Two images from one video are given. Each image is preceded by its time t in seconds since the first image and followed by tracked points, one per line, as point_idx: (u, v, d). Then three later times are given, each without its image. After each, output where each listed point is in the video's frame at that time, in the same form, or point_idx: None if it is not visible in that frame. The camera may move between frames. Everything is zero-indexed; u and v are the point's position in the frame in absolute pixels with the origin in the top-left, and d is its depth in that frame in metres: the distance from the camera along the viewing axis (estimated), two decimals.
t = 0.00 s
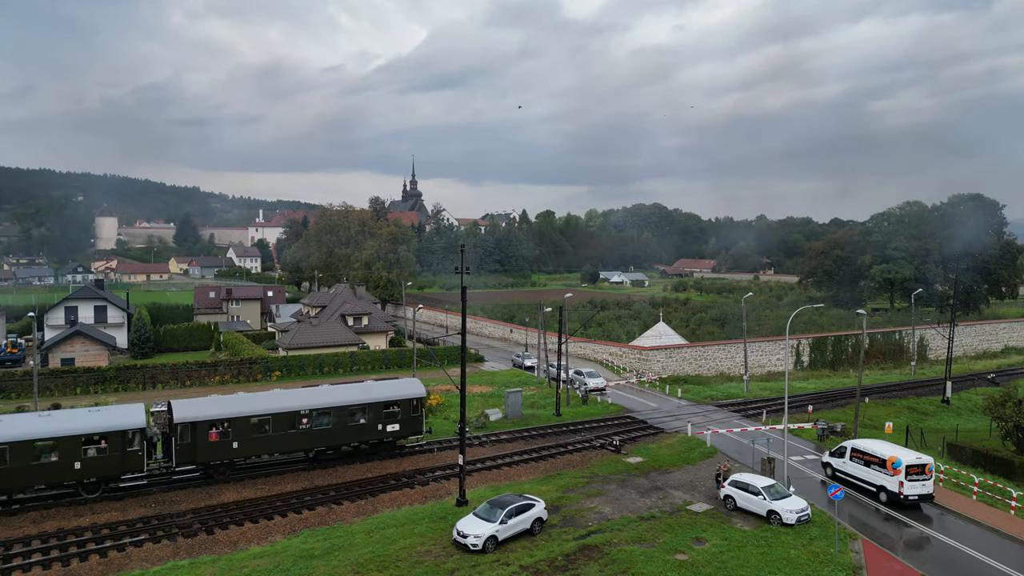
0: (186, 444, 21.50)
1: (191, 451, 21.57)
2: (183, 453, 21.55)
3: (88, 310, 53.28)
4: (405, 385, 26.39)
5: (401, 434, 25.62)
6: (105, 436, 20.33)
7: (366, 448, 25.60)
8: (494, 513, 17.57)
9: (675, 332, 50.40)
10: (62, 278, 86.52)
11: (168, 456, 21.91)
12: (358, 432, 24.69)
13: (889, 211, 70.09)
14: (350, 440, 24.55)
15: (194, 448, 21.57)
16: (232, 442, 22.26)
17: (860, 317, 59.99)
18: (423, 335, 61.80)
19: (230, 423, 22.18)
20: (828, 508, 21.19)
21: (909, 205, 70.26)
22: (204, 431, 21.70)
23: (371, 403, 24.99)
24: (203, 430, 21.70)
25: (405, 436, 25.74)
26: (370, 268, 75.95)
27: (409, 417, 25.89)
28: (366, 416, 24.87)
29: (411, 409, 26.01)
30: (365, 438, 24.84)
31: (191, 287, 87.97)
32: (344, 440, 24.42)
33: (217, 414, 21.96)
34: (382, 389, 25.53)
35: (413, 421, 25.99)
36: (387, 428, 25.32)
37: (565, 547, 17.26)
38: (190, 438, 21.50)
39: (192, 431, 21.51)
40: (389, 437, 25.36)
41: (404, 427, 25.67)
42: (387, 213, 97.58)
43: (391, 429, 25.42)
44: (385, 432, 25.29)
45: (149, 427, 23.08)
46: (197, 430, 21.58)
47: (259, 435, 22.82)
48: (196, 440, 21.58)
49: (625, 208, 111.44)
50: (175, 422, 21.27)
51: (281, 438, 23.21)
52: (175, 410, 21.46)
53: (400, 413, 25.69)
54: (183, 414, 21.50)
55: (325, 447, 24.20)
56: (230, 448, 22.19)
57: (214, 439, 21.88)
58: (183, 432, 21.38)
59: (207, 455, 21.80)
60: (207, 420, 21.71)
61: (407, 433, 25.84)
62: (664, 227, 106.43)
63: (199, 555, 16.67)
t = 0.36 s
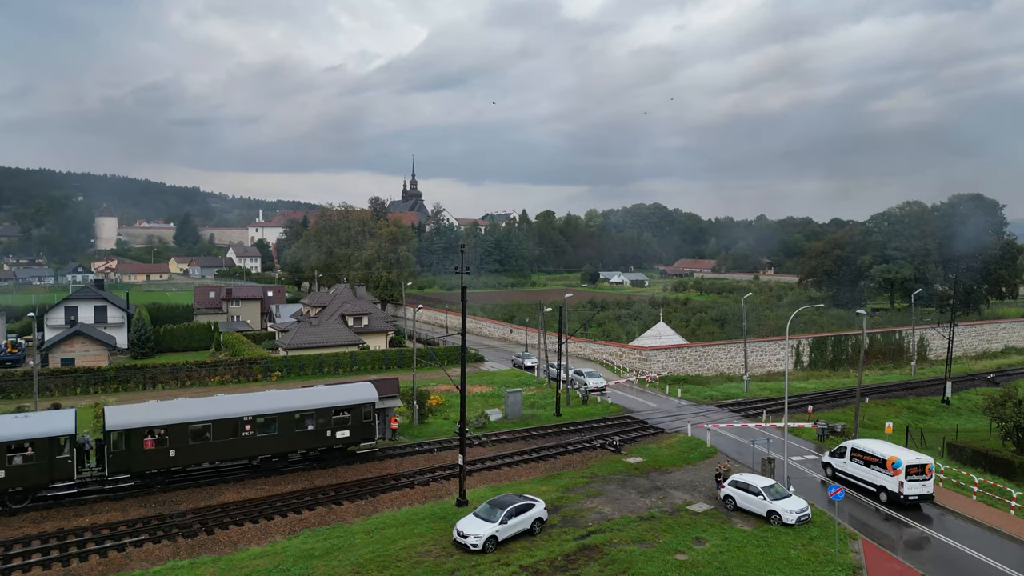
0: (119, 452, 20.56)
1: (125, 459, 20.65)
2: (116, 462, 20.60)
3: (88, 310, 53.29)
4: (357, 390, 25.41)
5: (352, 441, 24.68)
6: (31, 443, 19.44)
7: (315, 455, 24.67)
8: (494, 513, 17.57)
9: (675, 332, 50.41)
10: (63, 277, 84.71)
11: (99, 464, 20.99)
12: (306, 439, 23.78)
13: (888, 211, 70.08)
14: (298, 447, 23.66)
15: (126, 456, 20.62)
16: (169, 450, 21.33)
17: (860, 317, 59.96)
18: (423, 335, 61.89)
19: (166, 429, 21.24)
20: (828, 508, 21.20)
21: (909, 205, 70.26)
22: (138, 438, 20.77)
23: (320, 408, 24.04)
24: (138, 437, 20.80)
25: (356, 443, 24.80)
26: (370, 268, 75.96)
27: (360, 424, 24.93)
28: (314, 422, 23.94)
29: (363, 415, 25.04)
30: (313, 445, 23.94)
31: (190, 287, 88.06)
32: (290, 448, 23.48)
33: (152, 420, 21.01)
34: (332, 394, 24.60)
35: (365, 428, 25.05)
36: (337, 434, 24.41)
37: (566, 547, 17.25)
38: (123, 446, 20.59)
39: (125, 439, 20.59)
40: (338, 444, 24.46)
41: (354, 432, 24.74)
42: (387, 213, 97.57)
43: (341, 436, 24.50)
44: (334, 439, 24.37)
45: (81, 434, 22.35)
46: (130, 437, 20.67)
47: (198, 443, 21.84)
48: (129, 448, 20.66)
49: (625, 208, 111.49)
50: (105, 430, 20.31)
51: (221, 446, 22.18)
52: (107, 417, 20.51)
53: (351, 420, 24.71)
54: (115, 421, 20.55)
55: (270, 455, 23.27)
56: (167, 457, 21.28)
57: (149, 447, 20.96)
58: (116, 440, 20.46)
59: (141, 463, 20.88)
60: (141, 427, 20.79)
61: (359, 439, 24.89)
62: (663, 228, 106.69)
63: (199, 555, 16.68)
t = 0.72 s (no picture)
0: (47, 461, 19.50)
1: (53, 468, 19.58)
2: (44, 471, 19.55)
3: (88, 310, 53.30)
4: (307, 396, 24.39)
5: (300, 448, 23.67)
6: None
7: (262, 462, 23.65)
8: (494, 513, 17.57)
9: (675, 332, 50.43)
10: (62, 278, 83.79)
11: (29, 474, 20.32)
12: (250, 447, 22.74)
13: (889, 211, 69.96)
14: (241, 455, 22.62)
15: (54, 465, 19.56)
16: (101, 459, 20.25)
17: (860, 317, 59.94)
18: (423, 335, 61.99)
19: (98, 438, 20.18)
20: (828, 508, 21.20)
21: (909, 205, 70.17)
22: (69, 446, 19.72)
23: (264, 414, 23.00)
24: (68, 446, 19.73)
25: (304, 450, 23.78)
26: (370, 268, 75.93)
27: (309, 430, 23.89)
28: (257, 429, 22.88)
29: (312, 421, 23.99)
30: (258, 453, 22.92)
31: (190, 287, 88.21)
32: (232, 456, 22.44)
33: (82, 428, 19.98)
34: (279, 399, 23.62)
35: (314, 435, 24.03)
36: (283, 442, 23.40)
37: (566, 547, 17.26)
38: (52, 454, 19.53)
39: (54, 447, 19.55)
40: (285, 451, 23.46)
41: (301, 439, 23.71)
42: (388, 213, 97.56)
43: (287, 443, 23.49)
44: (280, 446, 23.36)
45: (9, 446, 22.79)
46: (60, 445, 19.62)
47: (133, 452, 20.80)
48: (57, 456, 19.59)
49: (625, 208, 111.59)
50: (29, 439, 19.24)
51: (158, 454, 21.17)
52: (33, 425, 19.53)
53: (298, 426, 23.68)
54: (41, 429, 19.52)
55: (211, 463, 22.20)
56: (98, 466, 20.20)
57: (78, 456, 19.87)
58: (46, 447, 19.45)
59: (72, 473, 19.80)
60: (70, 435, 19.73)
61: (307, 446, 23.89)
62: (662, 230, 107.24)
63: (199, 554, 16.70)
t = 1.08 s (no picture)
0: None
1: None
2: None
3: (88, 310, 53.31)
4: (252, 401, 23.46)
5: (241, 456, 22.69)
6: None
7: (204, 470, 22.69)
8: (494, 513, 17.58)
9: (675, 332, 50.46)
10: (62, 278, 83.90)
11: None
12: (189, 454, 21.83)
13: (889, 211, 69.93)
14: (180, 463, 21.70)
15: None
16: (28, 468, 19.38)
17: (860, 318, 59.94)
18: (423, 335, 62.01)
19: (24, 445, 19.31)
20: (828, 507, 21.22)
21: (910, 205, 70.11)
22: None
23: (203, 420, 22.04)
24: None
25: (247, 457, 22.81)
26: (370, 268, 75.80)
27: (252, 436, 22.89)
28: (197, 436, 21.93)
29: (256, 428, 23.00)
30: (198, 460, 21.99)
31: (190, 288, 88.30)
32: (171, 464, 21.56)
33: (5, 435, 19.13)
34: (221, 406, 22.71)
35: (257, 441, 23.01)
36: (224, 449, 22.40)
37: (566, 547, 17.26)
38: None
39: None
40: (226, 459, 22.47)
41: (243, 446, 22.69)
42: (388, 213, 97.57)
43: (228, 450, 22.49)
44: (221, 453, 22.38)
45: None
46: None
47: (63, 460, 19.88)
48: None
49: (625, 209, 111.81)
50: None
51: (90, 463, 20.27)
52: None
53: (241, 433, 22.68)
54: None
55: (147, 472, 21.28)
56: (25, 475, 19.33)
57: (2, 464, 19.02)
58: None
59: None
60: None
61: (250, 454, 22.92)
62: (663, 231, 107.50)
63: (199, 555, 16.70)
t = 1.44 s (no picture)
0: None
1: None
2: None
3: (88, 310, 53.32)
4: (193, 408, 22.53)
5: (181, 464, 21.74)
6: None
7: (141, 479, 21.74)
8: (494, 513, 17.57)
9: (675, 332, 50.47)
10: (62, 278, 83.93)
11: None
12: (124, 462, 20.89)
13: (888, 211, 69.88)
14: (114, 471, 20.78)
15: None
16: None
17: (860, 318, 59.96)
18: (423, 335, 62.02)
19: None
20: (828, 507, 21.23)
21: (910, 205, 70.05)
22: None
23: (139, 427, 21.07)
24: None
25: (186, 465, 21.86)
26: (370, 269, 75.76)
27: (191, 444, 21.93)
28: (132, 443, 20.98)
29: (196, 435, 22.04)
30: (134, 469, 21.03)
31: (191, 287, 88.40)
32: (107, 473, 20.68)
33: None
34: (158, 412, 21.81)
35: (197, 449, 22.08)
36: (161, 457, 21.46)
37: (566, 547, 17.25)
38: None
39: None
40: (164, 468, 21.53)
41: (181, 454, 21.72)
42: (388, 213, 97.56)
43: (166, 458, 21.55)
44: (158, 462, 21.43)
45: None
46: None
47: None
48: None
49: (625, 208, 111.69)
50: None
51: (16, 472, 19.34)
52: None
53: (180, 440, 21.73)
54: None
55: (79, 482, 20.35)
56: None
57: None
58: None
59: None
60: None
61: (190, 462, 21.96)
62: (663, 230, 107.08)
63: (199, 555, 16.70)
